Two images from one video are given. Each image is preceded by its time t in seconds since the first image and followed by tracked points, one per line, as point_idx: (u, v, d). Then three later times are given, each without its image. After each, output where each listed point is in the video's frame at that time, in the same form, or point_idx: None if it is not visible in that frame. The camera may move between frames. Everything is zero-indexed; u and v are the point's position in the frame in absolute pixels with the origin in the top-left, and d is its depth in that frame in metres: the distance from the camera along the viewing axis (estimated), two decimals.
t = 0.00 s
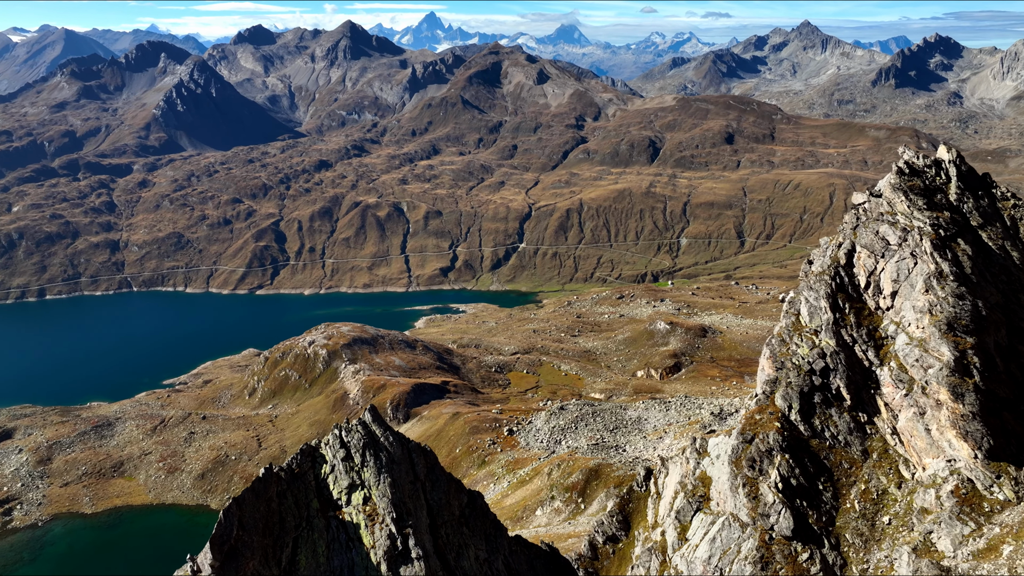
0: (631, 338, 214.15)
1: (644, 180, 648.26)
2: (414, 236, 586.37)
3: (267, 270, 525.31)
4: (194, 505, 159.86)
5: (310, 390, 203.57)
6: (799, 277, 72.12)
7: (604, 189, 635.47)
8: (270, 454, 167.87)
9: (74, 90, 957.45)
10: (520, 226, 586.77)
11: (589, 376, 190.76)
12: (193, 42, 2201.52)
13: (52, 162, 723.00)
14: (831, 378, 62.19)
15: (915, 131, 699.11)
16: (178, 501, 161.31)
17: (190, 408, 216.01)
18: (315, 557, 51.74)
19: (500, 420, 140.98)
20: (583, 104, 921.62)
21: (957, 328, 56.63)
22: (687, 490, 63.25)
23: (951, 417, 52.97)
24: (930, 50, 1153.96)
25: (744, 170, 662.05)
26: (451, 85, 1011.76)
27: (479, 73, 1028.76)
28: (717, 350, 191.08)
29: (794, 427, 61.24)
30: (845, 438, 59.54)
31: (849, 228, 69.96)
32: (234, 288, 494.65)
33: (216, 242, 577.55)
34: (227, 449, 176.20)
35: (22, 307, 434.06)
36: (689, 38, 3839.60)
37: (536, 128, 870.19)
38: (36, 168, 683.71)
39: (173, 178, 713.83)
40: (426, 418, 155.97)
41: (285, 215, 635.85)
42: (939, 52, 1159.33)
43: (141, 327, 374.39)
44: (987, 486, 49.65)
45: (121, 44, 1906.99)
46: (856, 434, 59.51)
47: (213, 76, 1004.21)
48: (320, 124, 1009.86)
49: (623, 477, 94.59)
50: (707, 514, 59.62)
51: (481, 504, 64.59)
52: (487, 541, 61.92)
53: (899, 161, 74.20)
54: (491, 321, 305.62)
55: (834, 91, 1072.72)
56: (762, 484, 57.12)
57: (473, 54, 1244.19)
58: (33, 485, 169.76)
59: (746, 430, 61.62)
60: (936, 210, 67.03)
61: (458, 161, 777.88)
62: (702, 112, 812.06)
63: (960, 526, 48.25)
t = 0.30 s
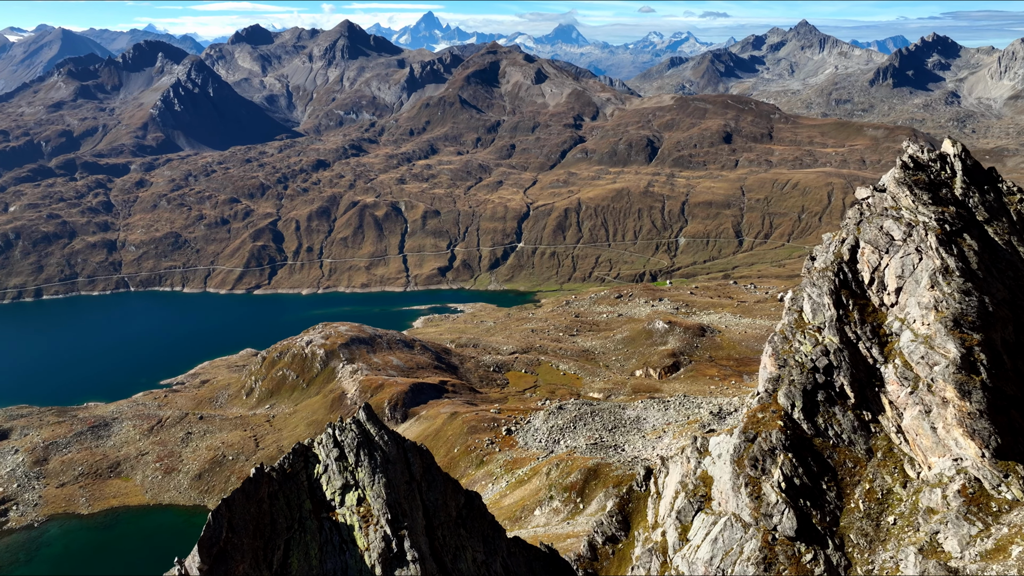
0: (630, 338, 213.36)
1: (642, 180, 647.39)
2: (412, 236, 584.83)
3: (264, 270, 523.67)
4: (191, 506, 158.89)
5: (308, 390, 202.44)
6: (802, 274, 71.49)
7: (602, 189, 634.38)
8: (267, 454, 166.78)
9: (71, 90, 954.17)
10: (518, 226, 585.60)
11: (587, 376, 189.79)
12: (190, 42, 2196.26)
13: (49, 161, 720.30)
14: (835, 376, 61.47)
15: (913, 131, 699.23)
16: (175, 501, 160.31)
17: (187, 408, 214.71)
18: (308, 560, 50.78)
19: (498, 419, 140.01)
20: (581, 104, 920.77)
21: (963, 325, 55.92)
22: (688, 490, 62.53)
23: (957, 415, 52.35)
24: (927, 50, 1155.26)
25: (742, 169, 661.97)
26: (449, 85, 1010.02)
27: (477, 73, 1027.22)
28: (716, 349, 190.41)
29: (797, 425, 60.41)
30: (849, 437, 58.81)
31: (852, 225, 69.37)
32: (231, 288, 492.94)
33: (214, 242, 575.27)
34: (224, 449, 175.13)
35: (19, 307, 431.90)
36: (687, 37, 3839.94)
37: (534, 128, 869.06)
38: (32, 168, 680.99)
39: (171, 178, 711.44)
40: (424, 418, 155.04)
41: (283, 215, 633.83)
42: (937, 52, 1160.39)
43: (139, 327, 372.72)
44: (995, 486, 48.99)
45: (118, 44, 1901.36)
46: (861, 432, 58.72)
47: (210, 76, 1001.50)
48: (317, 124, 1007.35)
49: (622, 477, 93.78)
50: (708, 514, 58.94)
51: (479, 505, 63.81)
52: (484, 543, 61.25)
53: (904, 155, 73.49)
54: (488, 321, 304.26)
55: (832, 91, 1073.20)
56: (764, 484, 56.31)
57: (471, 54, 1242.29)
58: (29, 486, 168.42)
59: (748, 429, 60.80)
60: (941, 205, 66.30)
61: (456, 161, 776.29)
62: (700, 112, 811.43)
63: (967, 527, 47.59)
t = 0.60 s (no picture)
0: (628, 337, 212.57)
1: (640, 179, 646.82)
2: (410, 236, 583.55)
3: (262, 270, 522.13)
4: (187, 507, 157.84)
5: (305, 390, 201.47)
6: (804, 271, 70.94)
7: (600, 188, 633.75)
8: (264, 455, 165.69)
9: (67, 90, 950.72)
10: (516, 226, 584.66)
11: (585, 376, 188.93)
12: (188, 42, 2189.76)
13: (45, 161, 717.46)
14: (838, 374, 60.82)
15: (910, 130, 699.49)
16: (172, 502, 159.29)
17: (183, 408, 213.57)
18: (299, 562, 49.83)
19: (496, 419, 139.06)
20: (579, 103, 920.39)
21: (970, 322, 55.24)
22: (689, 490, 61.75)
23: (963, 413, 51.65)
24: (925, 50, 1157.19)
25: (740, 169, 662.13)
26: (447, 85, 1009.08)
27: (475, 72, 1025.71)
28: (714, 349, 189.83)
29: (800, 424, 59.68)
30: (853, 436, 58.11)
31: (855, 220, 68.78)
32: (229, 288, 491.46)
33: (211, 242, 573.44)
34: (221, 450, 174.12)
35: (15, 307, 430.05)
36: (684, 38, 3844.49)
37: (532, 128, 868.29)
38: (29, 168, 678.30)
39: (168, 178, 709.33)
40: (422, 418, 154.16)
41: (281, 215, 632.03)
42: (934, 52, 1161.88)
43: (136, 327, 371.44)
44: (1003, 486, 48.14)
45: (115, 44, 1895.57)
46: (865, 431, 58.13)
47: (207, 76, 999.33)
48: (315, 123, 1005.19)
49: (621, 476, 93.02)
50: (709, 514, 58.26)
51: (476, 506, 63.08)
52: (482, 544, 60.44)
53: (908, 149, 72.84)
54: (486, 320, 303.12)
55: (829, 91, 1074.32)
56: (767, 483, 55.57)
57: (469, 54, 1241.78)
58: (24, 487, 167.16)
59: (750, 428, 60.03)
60: (947, 200, 65.63)
61: (453, 161, 774.80)
62: (698, 111, 811.27)
63: (974, 527, 46.79)
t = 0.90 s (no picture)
0: (626, 337, 211.83)
1: (638, 179, 646.54)
2: (407, 236, 582.49)
3: (259, 270, 520.46)
4: (184, 507, 156.70)
5: (303, 390, 200.52)
6: (806, 268, 70.26)
7: (598, 188, 633.51)
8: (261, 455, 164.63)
9: (64, 90, 947.61)
10: (514, 226, 583.87)
11: (583, 376, 188.12)
12: (185, 42, 2187.91)
13: (42, 161, 714.57)
14: (842, 372, 60.04)
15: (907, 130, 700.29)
16: (168, 502, 158.13)
17: (180, 409, 212.42)
18: (290, 566, 48.84)
19: (494, 419, 138.14)
20: (577, 103, 920.41)
21: (976, 319, 54.66)
22: (690, 490, 60.94)
23: (971, 412, 50.86)
24: (922, 50, 1159.24)
25: (738, 168, 662.33)
26: (444, 84, 1008.11)
27: (472, 73, 1025.20)
28: (712, 349, 189.35)
29: (803, 424, 58.83)
30: (857, 435, 57.44)
31: (858, 216, 68.32)
32: (226, 288, 490.02)
33: (208, 242, 571.74)
34: (218, 450, 173.08)
35: (13, 307, 428.33)
36: (682, 38, 3847.81)
37: (530, 127, 867.68)
38: (25, 168, 675.64)
39: (165, 177, 707.27)
40: (419, 418, 153.29)
41: (278, 215, 630.15)
42: (931, 52, 1164.29)
43: (133, 327, 370.31)
44: (1010, 486, 47.33)
45: (112, 44, 1891.55)
46: (869, 430, 57.40)
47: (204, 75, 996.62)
48: (312, 123, 1003.18)
49: (620, 477, 92.22)
50: (710, 515, 57.52)
51: (473, 508, 62.18)
52: (479, 547, 59.74)
53: (912, 144, 72.32)
54: (484, 320, 302.20)
55: (827, 91, 1075.64)
56: (770, 484, 54.67)
57: (466, 54, 1241.20)
58: (20, 487, 165.71)
59: (751, 427, 59.35)
60: (952, 195, 65.09)
61: (451, 161, 773.56)
62: (696, 111, 811.58)
63: (982, 528, 46.02)
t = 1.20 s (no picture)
0: (625, 337, 210.98)
1: (636, 179, 646.05)
2: (405, 236, 581.29)
3: (256, 270, 518.83)
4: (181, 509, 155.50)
5: (300, 391, 199.49)
6: (809, 265, 69.95)
7: (596, 188, 632.93)
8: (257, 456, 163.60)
9: (61, 90, 944.46)
10: (512, 226, 583.00)
11: (582, 376, 187.26)
12: (182, 42, 2184.71)
13: (39, 161, 712.21)
14: (846, 371, 59.47)
15: (905, 129, 700.91)
16: (165, 503, 156.87)
17: (177, 409, 211.15)
18: (280, 570, 47.86)
19: (492, 419, 137.26)
20: (575, 104, 920.02)
21: (983, 316, 54.12)
22: (691, 490, 60.24)
23: (978, 410, 50.08)
24: (919, 50, 1160.86)
25: (736, 168, 662.18)
26: (442, 84, 1007.00)
27: (470, 73, 1024.45)
28: (711, 348, 188.76)
29: (807, 423, 58.14)
30: (861, 434, 56.76)
31: (863, 212, 68.02)
32: (223, 288, 488.37)
33: (205, 242, 570.12)
34: (215, 451, 172.12)
35: (9, 307, 426.27)
36: (679, 38, 3851.90)
37: (528, 127, 866.92)
38: (22, 169, 673.22)
39: (162, 177, 705.50)
40: (417, 419, 152.33)
41: (276, 215, 628.59)
42: (928, 52, 1166.18)
43: (131, 327, 369.46)
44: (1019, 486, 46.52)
45: (109, 44, 1887.91)
46: (874, 429, 56.69)
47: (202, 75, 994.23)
48: (310, 123, 1001.31)
49: (618, 477, 91.62)
50: (712, 516, 56.70)
51: (470, 509, 61.55)
52: (476, 550, 59.00)
53: (917, 138, 72.02)
54: (481, 320, 301.12)
55: (824, 91, 1076.19)
56: (772, 484, 53.96)
57: (464, 54, 1240.30)
58: (15, 489, 164.31)
59: (754, 427, 58.56)
60: (958, 190, 64.74)
61: (449, 161, 772.32)
62: (694, 111, 811.56)
63: (990, 529, 45.24)
